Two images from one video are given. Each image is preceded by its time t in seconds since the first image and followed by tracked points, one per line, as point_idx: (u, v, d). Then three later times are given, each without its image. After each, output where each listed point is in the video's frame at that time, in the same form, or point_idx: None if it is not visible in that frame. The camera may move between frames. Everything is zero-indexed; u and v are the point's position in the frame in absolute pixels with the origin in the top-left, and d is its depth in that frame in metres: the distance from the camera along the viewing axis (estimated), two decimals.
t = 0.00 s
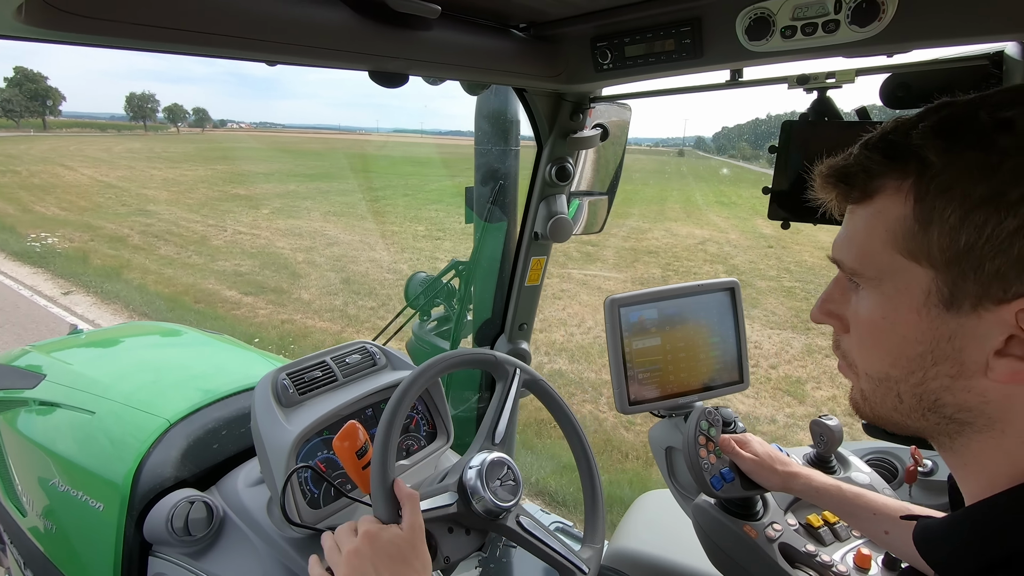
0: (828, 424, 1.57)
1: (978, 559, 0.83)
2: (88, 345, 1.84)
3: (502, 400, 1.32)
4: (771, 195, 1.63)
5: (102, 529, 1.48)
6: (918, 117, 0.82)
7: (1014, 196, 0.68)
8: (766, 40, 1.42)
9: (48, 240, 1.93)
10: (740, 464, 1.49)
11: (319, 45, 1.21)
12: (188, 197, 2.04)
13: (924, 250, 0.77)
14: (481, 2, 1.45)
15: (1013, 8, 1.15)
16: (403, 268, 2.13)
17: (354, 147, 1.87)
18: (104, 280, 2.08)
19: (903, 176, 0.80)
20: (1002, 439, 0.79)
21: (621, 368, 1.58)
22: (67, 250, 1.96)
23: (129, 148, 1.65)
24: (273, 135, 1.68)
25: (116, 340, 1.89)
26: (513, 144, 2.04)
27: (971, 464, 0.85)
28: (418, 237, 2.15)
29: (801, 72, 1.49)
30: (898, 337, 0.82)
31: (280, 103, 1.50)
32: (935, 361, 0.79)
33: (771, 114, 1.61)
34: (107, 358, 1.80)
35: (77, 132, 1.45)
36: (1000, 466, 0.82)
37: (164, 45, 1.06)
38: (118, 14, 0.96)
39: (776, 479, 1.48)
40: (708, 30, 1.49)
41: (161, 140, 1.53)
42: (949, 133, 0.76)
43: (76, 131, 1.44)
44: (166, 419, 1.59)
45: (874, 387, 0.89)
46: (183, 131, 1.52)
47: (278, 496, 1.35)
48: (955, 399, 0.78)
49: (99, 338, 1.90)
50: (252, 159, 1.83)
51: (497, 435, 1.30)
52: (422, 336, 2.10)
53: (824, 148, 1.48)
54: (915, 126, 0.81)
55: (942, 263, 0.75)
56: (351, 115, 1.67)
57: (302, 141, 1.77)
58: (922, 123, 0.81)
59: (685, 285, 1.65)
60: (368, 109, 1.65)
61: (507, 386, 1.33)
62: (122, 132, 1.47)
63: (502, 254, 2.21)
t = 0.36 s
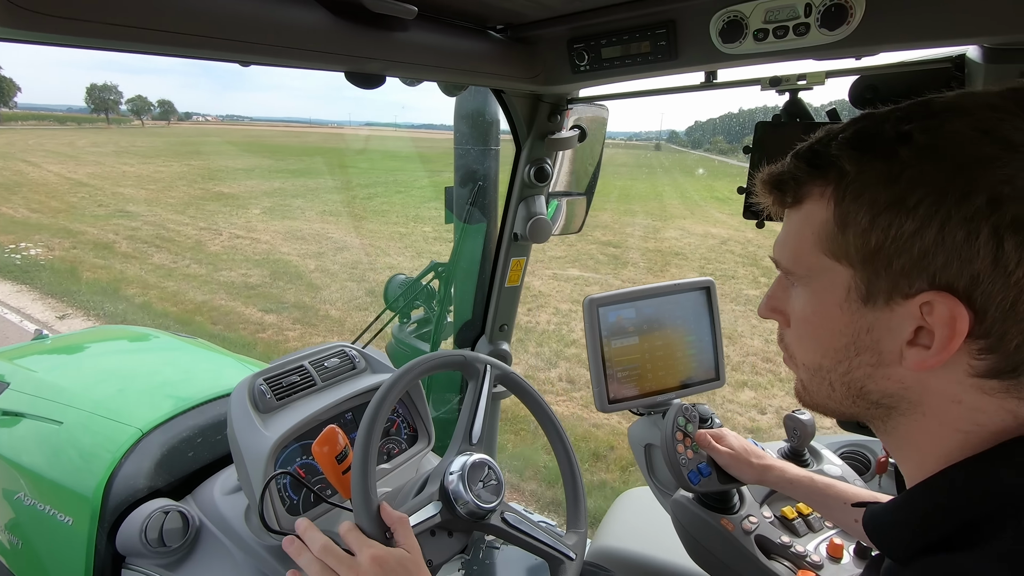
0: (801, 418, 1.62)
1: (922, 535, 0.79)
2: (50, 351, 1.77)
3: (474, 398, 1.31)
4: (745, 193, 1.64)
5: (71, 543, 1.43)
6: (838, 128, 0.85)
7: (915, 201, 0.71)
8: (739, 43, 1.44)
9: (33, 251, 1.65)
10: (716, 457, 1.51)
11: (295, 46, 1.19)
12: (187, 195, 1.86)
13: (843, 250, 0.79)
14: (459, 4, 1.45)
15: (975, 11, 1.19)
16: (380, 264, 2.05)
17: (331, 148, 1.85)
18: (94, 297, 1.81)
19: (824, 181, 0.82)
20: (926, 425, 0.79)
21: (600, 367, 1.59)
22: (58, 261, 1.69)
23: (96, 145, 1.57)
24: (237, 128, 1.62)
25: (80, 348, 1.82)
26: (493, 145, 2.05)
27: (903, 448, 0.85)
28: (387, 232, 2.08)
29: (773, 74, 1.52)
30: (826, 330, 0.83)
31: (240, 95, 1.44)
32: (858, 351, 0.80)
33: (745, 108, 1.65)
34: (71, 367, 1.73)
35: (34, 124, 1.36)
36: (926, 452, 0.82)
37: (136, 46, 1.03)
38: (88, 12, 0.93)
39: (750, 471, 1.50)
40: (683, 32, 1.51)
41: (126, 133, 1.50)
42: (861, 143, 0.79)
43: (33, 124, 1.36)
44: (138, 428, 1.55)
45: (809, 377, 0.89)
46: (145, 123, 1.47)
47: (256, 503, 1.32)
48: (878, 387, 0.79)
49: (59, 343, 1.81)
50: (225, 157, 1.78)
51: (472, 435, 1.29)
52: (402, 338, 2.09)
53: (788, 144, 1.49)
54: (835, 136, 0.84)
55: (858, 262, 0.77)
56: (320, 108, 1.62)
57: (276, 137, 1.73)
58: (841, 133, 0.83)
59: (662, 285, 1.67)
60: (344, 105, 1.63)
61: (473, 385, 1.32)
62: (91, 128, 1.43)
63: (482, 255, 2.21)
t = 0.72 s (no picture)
0: (777, 413, 1.64)
1: (896, 525, 0.81)
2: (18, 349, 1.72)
3: (451, 393, 1.31)
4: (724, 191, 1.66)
5: (38, 548, 1.40)
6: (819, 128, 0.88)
7: (890, 195, 0.74)
8: (717, 43, 1.46)
9: (37, 264, 1.58)
10: (695, 453, 1.52)
11: (273, 39, 1.17)
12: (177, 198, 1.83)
13: (824, 244, 0.82)
14: None
15: (944, 15, 1.22)
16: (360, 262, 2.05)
17: (312, 143, 1.83)
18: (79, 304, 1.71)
19: (806, 178, 0.85)
20: (901, 416, 0.81)
21: (581, 364, 1.60)
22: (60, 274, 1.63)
23: (80, 141, 1.48)
24: (215, 124, 1.59)
25: (54, 346, 1.77)
26: (472, 141, 2.03)
27: (879, 439, 0.87)
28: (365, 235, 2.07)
29: (751, 74, 1.54)
30: (807, 322, 0.86)
31: (224, 91, 1.43)
32: (837, 342, 0.83)
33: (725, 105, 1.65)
34: (40, 366, 1.68)
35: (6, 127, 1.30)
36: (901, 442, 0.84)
37: (108, 36, 1.01)
38: None
39: (729, 466, 1.52)
40: (661, 31, 1.53)
41: (101, 130, 1.41)
42: (840, 140, 0.82)
43: None
44: (108, 429, 1.51)
45: (790, 369, 0.92)
46: (124, 121, 1.41)
47: (232, 503, 1.30)
48: (856, 376, 0.81)
49: (27, 342, 1.76)
50: (202, 151, 1.73)
51: (451, 432, 1.28)
52: (380, 335, 2.07)
53: (768, 146, 1.53)
54: (816, 135, 0.87)
55: (838, 255, 0.80)
56: (301, 103, 1.59)
57: (255, 134, 1.70)
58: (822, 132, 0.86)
59: (641, 282, 1.69)
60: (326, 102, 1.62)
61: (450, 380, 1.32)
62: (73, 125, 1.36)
63: (462, 252, 2.20)
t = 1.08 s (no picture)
0: (763, 409, 1.66)
1: (930, 511, 0.85)
2: (0, 347, 1.66)
3: (445, 389, 1.31)
4: (710, 187, 1.67)
5: (16, 547, 1.37)
6: (911, 100, 0.82)
7: (993, 175, 0.69)
8: (704, 39, 1.46)
9: (65, 285, 1.58)
10: (683, 447, 1.53)
11: (256, 30, 1.15)
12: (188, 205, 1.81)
13: (905, 222, 0.77)
14: None
15: (925, 13, 1.24)
16: (347, 258, 2.00)
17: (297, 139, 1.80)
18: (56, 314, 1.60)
19: (893, 153, 0.80)
20: (956, 403, 0.80)
21: (569, 358, 1.61)
22: (88, 293, 1.60)
23: (66, 141, 1.43)
24: (205, 123, 1.57)
25: (38, 343, 1.73)
26: (457, 136, 2.01)
27: (923, 423, 0.87)
28: (350, 228, 2.02)
29: (736, 71, 1.54)
30: (871, 304, 0.82)
31: (204, 91, 1.41)
32: (903, 326, 0.79)
33: (715, 103, 1.63)
34: (19, 363, 1.65)
35: None
36: (949, 429, 0.84)
37: (87, 26, 0.99)
38: None
39: (717, 461, 1.53)
40: (648, 27, 1.53)
41: (91, 130, 1.40)
42: (939, 113, 0.76)
43: None
44: (88, 427, 1.49)
45: (841, 351, 0.89)
46: (112, 121, 1.39)
47: (217, 500, 1.29)
48: (918, 361, 0.79)
49: (10, 340, 1.70)
50: (179, 150, 1.70)
51: (440, 427, 1.28)
52: (369, 331, 2.03)
53: (758, 142, 1.56)
54: (908, 108, 0.81)
55: (921, 235, 0.75)
56: (290, 102, 1.58)
57: (238, 131, 1.68)
58: (915, 104, 0.81)
59: (629, 278, 1.69)
60: (315, 100, 1.60)
61: (445, 376, 1.32)
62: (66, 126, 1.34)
63: (450, 247, 2.19)
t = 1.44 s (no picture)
0: (760, 405, 1.67)
1: (947, 519, 0.82)
2: None
3: (441, 392, 1.31)
4: (705, 186, 1.67)
5: (14, 556, 1.36)
6: (938, 82, 0.80)
7: None
8: (696, 38, 1.47)
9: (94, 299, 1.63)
10: (680, 446, 1.53)
11: (249, 34, 1.15)
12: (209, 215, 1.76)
13: (932, 215, 0.75)
14: None
15: (915, 10, 1.24)
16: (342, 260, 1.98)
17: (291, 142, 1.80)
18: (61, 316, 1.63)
19: (918, 141, 0.78)
20: (981, 405, 0.79)
21: (565, 358, 1.62)
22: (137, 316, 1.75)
23: (65, 142, 1.44)
24: (195, 126, 1.57)
25: (36, 351, 1.69)
26: (453, 138, 2.01)
27: (943, 426, 0.85)
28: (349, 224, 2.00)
29: (729, 69, 1.55)
30: (894, 301, 0.80)
31: (196, 91, 1.40)
32: (929, 325, 0.78)
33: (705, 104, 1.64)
34: (16, 371, 1.64)
35: None
36: (973, 433, 0.82)
37: (79, 32, 0.98)
38: None
39: (715, 458, 1.53)
40: (641, 27, 1.53)
41: (85, 132, 1.41)
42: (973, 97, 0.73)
43: None
44: (85, 434, 1.48)
45: (860, 349, 0.88)
46: (107, 122, 1.40)
47: (216, 506, 1.29)
48: (943, 362, 0.78)
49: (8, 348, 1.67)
50: (176, 153, 1.65)
51: (437, 429, 1.27)
52: (366, 334, 2.05)
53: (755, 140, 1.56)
54: (934, 91, 0.79)
55: (949, 229, 0.73)
56: (285, 102, 1.57)
57: (230, 137, 1.67)
58: (941, 87, 0.78)
59: (626, 277, 1.69)
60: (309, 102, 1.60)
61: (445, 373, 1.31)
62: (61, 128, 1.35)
63: (446, 248, 2.19)
